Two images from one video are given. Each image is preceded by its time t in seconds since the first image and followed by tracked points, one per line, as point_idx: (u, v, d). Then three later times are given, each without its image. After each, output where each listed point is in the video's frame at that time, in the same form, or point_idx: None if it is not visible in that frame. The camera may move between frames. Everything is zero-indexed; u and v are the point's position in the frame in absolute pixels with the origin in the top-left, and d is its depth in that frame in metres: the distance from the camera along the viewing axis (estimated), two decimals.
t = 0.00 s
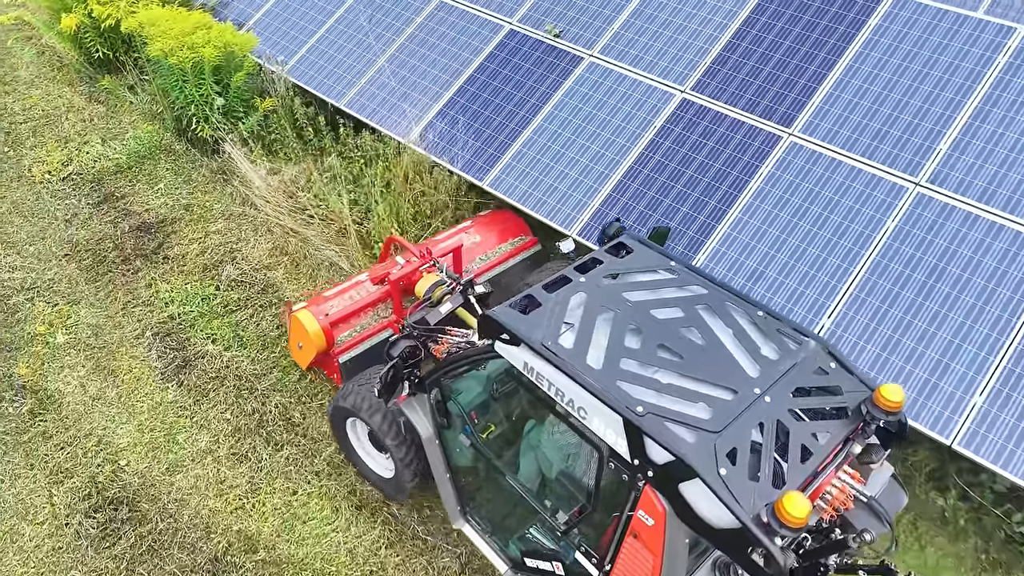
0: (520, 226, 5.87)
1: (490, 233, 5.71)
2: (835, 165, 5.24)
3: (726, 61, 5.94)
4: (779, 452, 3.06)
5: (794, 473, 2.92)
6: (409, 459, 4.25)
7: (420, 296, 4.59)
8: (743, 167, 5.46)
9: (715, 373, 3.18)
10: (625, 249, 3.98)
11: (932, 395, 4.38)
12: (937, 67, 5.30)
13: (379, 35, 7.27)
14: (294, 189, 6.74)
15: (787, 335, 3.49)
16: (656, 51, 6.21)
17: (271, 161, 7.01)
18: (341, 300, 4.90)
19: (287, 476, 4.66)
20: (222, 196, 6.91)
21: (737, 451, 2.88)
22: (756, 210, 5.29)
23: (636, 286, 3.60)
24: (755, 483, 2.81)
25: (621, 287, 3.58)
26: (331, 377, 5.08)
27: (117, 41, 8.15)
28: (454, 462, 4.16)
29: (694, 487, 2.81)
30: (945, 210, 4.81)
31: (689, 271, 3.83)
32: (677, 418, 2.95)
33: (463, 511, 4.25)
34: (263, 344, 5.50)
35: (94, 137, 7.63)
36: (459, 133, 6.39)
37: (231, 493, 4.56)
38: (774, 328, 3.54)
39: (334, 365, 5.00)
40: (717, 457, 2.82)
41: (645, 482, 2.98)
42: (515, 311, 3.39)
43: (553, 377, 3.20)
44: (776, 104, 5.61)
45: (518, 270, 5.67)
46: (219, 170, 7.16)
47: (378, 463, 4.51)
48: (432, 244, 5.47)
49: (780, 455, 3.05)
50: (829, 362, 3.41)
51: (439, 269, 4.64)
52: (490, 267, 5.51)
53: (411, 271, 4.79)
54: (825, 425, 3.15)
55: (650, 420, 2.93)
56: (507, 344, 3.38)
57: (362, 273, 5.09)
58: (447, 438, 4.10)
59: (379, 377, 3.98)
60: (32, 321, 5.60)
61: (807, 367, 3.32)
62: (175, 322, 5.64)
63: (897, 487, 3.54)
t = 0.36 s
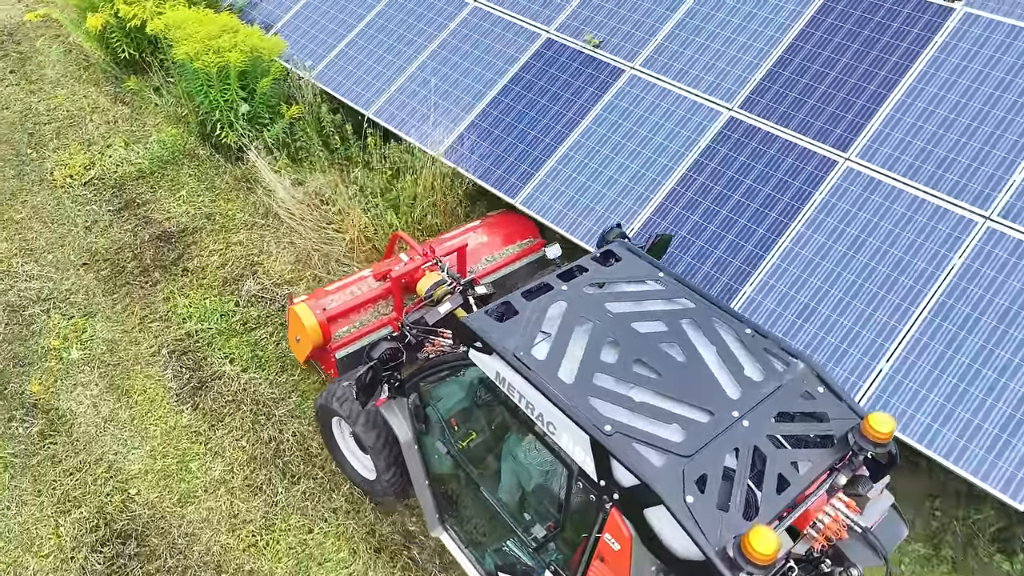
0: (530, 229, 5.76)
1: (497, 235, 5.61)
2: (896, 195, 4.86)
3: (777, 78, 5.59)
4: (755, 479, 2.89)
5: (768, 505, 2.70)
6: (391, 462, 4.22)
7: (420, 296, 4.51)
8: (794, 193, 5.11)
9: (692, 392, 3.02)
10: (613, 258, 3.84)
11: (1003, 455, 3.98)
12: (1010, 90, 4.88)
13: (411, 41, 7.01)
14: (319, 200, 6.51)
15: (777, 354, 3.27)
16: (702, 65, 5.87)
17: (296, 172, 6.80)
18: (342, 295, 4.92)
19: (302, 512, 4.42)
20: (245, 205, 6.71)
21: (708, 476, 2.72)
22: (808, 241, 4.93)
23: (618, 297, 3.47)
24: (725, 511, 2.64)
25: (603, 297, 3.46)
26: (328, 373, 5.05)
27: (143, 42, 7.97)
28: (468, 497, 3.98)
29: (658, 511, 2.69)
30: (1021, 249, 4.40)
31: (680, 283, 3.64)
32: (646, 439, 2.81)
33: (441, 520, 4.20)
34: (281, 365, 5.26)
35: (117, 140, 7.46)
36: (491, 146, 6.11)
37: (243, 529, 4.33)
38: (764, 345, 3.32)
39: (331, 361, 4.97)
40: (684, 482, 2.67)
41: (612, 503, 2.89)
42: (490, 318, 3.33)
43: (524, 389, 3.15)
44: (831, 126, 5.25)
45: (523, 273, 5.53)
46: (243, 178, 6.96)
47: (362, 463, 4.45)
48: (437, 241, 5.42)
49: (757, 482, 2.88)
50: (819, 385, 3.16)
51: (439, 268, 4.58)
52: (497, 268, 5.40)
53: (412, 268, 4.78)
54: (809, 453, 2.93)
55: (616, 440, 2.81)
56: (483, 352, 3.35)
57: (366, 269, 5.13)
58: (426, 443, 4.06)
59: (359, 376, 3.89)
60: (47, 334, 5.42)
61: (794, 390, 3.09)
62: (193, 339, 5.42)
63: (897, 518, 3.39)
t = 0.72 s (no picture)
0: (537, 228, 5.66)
1: (503, 233, 5.51)
2: (967, 232, 4.47)
3: (836, 99, 5.22)
4: (728, 509, 2.78)
5: (739, 539, 2.61)
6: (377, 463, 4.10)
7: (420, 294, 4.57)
8: (854, 225, 4.75)
9: (668, 413, 2.91)
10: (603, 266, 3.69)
11: None
12: None
13: (445, 48, 6.75)
14: (346, 213, 6.28)
15: (763, 377, 3.14)
16: (754, 82, 5.52)
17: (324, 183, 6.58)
18: (340, 291, 4.89)
19: (320, 554, 4.20)
20: (270, 215, 6.50)
21: (675, 506, 2.63)
22: (869, 278, 4.56)
23: (602, 308, 3.33)
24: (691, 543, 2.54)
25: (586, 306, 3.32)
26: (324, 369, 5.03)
27: (172, 43, 7.79)
28: (465, 535, 3.76)
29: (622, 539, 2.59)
30: None
31: (670, 294, 3.49)
32: (615, 463, 2.72)
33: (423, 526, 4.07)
34: (301, 389, 5.03)
35: (143, 144, 7.29)
36: (526, 162, 5.82)
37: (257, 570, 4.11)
38: (751, 367, 3.18)
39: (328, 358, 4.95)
40: (651, 510, 2.58)
41: (576, 526, 2.79)
42: (467, 326, 3.20)
43: (495, 400, 3.04)
44: (895, 153, 4.87)
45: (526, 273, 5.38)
46: (269, 187, 6.75)
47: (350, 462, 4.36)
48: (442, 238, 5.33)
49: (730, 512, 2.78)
50: (805, 411, 3.03)
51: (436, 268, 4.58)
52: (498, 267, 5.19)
53: (410, 264, 4.72)
54: (787, 484, 2.82)
55: (584, 462, 2.72)
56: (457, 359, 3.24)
57: (367, 266, 5.10)
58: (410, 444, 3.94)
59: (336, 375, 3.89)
60: (63, 349, 5.24)
61: (778, 417, 2.97)
62: (211, 358, 5.21)
63: (898, 550, 3.43)
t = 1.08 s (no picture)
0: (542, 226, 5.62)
1: (509, 232, 5.46)
2: None
3: (901, 126, 4.85)
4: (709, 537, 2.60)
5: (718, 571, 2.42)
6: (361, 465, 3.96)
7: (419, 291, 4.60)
8: (920, 265, 4.39)
9: (651, 432, 2.72)
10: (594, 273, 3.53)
11: None
12: None
13: (481, 58, 6.48)
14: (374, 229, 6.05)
15: (757, 397, 2.94)
16: (811, 104, 5.17)
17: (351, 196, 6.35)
18: (338, 287, 4.91)
19: None
20: (295, 228, 6.28)
21: (650, 534, 2.45)
22: (936, 324, 4.20)
23: (590, 318, 3.15)
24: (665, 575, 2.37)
25: (571, 315, 3.15)
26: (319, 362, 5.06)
27: (200, 45, 7.60)
28: None
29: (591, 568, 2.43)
30: None
31: (663, 305, 3.30)
32: (587, 484, 2.55)
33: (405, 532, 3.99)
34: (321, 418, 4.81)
35: (168, 149, 7.10)
36: (564, 183, 5.55)
37: None
38: (746, 386, 2.99)
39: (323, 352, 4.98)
40: (623, 538, 2.41)
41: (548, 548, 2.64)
42: (445, 331, 3.06)
43: (469, 412, 2.90)
44: (966, 187, 4.49)
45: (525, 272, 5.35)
46: (295, 198, 6.54)
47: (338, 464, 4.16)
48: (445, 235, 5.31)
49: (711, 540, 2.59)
50: (798, 437, 2.83)
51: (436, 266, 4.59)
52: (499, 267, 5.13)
53: (409, 262, 4.73)
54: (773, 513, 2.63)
55: (555, 482, 2.56)
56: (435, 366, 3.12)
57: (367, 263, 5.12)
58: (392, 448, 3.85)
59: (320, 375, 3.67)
60: (79, 368, 5.05)
61: (769, 441, 2.78)
62: (229, 382, 5.00)
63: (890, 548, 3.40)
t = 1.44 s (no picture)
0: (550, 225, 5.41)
1: (513, 229, 5.28)
2: None
3: (975, 157, 4.44)
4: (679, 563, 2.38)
5: None
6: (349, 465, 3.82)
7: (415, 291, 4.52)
8: (996, 313, 3.98)
9: (627, 448, 2.51)
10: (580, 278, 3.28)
11: None
12: None
13: (518, 70, 6.19)
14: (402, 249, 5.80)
15: (744, 412, 2.70)
16: (874, 129, 4.80)
17: (379, 212, 6.10)
18: (336, 286, 4.91)
19: None
20: (320, 243, 6.04)
21: (616, 561, 2.25)
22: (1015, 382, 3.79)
23: (571, 324, 2.94)
24: None
25: (551, 320, 2.94)
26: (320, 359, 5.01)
27: (227, 49, 7.38)
28: None
29: None
30: None
31: (650, 313, 3.07)
32: (551, 504, 2.35)
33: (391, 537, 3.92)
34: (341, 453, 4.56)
35: (192, 156, 6.90)
36: (603, 207, 5.26)
37: None
38: (733, 400, 2.74)
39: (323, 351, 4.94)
40: (586, 564, 2.22)
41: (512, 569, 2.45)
42: (418, 335, 2.90)
43: (437, 419, 2.72)
44: None
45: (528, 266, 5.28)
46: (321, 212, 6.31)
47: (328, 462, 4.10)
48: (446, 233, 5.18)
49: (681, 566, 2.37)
50: (783, 457, 2.57)
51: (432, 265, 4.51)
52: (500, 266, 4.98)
53: (404, 261, 4.63)
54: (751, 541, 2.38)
55: (517, 499, 2.37)
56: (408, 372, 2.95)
57: (368, 260, 5.10)
58: (373, 451, 3.64)
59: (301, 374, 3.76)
60: (92, 390, 4.84)
61: (752, 461, 2.54)
62: (247, 410, 4.77)
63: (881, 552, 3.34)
